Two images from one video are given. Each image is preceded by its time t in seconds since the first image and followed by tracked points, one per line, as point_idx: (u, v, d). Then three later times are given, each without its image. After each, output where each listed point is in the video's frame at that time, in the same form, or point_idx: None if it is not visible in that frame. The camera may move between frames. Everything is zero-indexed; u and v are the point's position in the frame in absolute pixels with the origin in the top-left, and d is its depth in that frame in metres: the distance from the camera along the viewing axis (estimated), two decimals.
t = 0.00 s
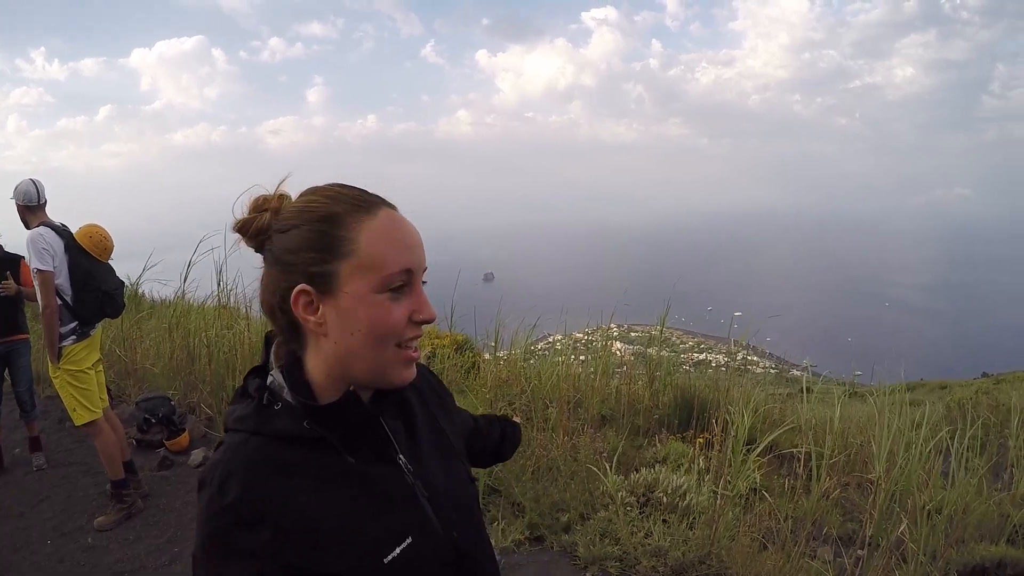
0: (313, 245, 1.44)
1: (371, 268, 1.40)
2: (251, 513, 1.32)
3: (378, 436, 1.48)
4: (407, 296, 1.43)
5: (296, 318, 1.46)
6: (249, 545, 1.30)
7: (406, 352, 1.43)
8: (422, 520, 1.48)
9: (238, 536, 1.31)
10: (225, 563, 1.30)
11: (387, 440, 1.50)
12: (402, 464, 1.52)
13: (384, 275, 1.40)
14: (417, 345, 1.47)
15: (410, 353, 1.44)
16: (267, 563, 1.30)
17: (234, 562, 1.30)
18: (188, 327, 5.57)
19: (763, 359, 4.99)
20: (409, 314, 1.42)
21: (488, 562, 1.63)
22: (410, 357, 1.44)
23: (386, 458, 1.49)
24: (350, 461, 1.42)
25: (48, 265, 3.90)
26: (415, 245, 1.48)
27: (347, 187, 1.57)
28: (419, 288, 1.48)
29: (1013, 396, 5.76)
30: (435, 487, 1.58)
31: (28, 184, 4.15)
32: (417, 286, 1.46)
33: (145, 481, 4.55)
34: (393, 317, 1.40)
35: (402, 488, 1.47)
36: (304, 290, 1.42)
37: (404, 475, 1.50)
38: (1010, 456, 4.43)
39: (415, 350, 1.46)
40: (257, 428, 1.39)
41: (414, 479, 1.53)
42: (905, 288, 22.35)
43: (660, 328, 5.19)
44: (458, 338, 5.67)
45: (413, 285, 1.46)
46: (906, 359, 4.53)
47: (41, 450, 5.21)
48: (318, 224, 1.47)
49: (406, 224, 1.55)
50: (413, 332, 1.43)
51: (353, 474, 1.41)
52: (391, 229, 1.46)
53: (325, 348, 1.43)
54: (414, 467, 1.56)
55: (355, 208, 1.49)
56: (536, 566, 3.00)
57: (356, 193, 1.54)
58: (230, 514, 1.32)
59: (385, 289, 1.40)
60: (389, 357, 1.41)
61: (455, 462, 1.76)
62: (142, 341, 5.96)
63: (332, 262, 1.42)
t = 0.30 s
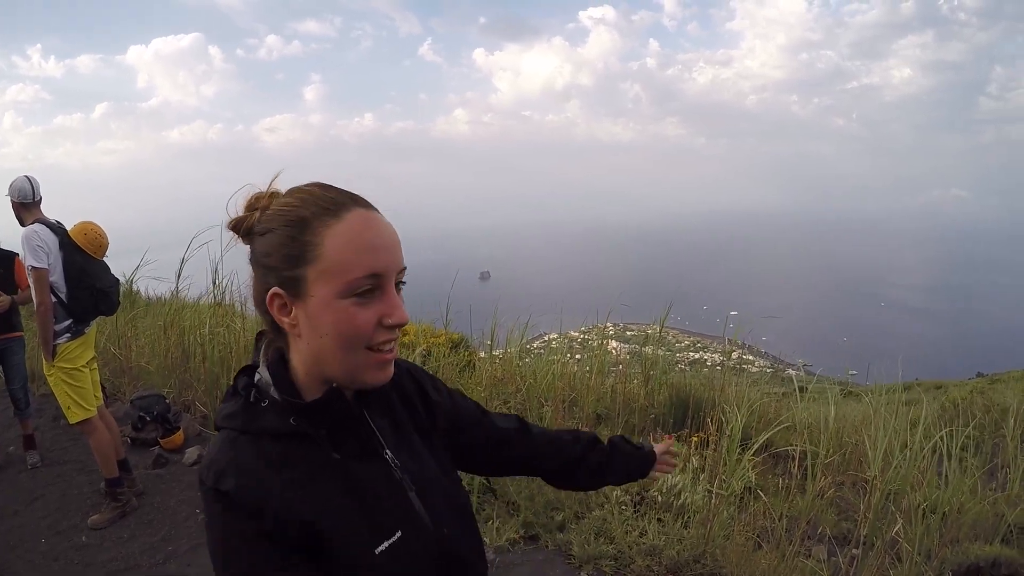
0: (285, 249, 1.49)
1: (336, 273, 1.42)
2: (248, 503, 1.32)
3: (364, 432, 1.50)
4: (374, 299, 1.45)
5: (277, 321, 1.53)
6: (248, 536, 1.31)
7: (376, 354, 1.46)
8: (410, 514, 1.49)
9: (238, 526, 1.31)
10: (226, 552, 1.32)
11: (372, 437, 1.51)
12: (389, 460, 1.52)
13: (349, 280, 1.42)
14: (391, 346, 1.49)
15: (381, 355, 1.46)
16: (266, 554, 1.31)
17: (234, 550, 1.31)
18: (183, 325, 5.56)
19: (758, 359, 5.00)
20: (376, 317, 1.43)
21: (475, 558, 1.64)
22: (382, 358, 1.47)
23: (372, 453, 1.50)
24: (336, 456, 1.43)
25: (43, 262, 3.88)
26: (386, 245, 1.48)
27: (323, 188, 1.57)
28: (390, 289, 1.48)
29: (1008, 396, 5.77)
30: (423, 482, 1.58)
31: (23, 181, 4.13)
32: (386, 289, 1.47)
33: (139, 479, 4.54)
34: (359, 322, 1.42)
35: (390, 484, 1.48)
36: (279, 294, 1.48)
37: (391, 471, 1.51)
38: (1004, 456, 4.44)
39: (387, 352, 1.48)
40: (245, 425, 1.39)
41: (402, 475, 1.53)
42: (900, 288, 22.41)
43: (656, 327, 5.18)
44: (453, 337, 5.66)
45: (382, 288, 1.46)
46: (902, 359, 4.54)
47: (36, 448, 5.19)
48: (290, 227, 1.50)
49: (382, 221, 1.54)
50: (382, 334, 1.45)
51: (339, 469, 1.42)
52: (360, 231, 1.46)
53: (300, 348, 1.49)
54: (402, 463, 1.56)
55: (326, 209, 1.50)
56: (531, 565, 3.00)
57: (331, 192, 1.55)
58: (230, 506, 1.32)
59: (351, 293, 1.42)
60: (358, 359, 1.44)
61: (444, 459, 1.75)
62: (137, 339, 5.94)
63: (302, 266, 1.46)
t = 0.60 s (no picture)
0: (245, 250, 1.58)
1: (289, 272, 1.49)
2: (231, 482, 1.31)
3: (335, 426, 1.53)
4: (329, 295, 1.51)
5: (242, 321, 1.62)
6: (236, 525, 1.28)
7: (336, 347, 1.53)
8: (384, 506, 1.50)
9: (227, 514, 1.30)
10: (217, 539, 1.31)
11: (344, 430, 1.54)
12: (361, 453, 1.55)
13: (303, 278, 1.49)
14: (351, 339, 1.55)
15: (341, 348, 1.53)
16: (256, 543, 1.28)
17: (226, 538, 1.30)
18: (163, 326, 5.49)
19: (739, 357, 5.04)
20: (331, 312, 1.50)
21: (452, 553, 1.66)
22: (342, 351, 1.53)
23: (345, 445, 1.53)
24: (309, 448, 1.47)
25: (18, 263, 3.81)
26: (339, 241, 1.54)
27: (281, 188, 1.65)
28: (346, 283, 1.54)
29: (986, 393, 5.85)
30: (396, 475, 1.61)
31: None
32: (341, 283, 1.53)
33: (118, 482, 4.47)
34: (315, 317, 1.49)
35: (364, 475, 1.51)
36: (241, 294, 1.58)
37: (364, 462, 1.54)
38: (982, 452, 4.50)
39: (347, 345, 1.54)
40: (219, 418, 1.41)
41: (374, 468, 1.55)
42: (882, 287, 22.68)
43: (638, 326, 5.17)
44: (435, 336, 5.63)
45: (337, 283, 1.53)
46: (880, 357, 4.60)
47: (13, 452, 5.09)
48: (248, 230, 1.59)
49: (338, 217, 1.60)
50: (340, 328, 1.52)
51: (313, 460, 1.45)
52: (311, 228, 1.52)
53: (265, 345, 1.58)
54: (374, 458, 1.59)
55: (281, 209, 1.57)
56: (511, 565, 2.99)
57: (287, 192, 1.62)
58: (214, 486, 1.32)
59: (305, 291, 1.49)
60: (318, 354, 1.52)
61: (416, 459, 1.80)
62: (116, 340, 5.85)
63: (260, 266, 1.54)
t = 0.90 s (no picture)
0: (199, 246, 1.60)
1: (259, 272, 1.61)
2: (142, 513, 1.45)
3: (258, 444, 1.67)
4: (291, 297, 1.67)
5: (183, 320, 1.62)
6: (144, 545, 1.44)
7: (292, 346, 1.69)
8: (304, 522, 1.67)
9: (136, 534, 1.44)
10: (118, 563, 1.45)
11: (267, 448, 1.69)
12: (284, 469, 1.71)
13: (271, 278, 1.62)
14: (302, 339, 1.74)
15: (296, 347, 1.71)
16: (164, 564, 1.45)
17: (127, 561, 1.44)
18: (121, 331, 5.34)
19: (703, 355, 5.06)
20: (293, 313, 1.66)
21: (374, 561, 1.84)
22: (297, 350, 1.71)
23: (268, 465, 1.68)
24: (229, 468, 1.60)
25: None
26: (296, 247, 1.71)
27: (229, 190, 1.71)
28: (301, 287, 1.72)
29: (942, 387, 6.03)
30: (320, 490, 1.77)
31: None
32: (299, 289, 1.70)
33: (75, 493, 4.34)
34: (280, 318, 1.63)
35: (284, 489, 1.67)
36: (195, 289, 1.59)
37: (287, 480, 1.70)
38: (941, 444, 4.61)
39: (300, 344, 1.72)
40: (138, 439, 1.55)
41: (296, 483, 1.71)
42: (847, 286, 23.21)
43: (600, 326, 5.24)
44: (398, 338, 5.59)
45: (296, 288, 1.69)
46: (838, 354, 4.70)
47: None
48: (207, 225, 1.61)
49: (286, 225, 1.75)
50: (299, 328, 1.68)
51: (234, 479, 1.59)
52: (275, 235, 1.66)
53: (215, 343, 1.63)
54: (297, 473, 1.74)
55: (243, 212, 1.66)
56: (472, 568, 3.00)
57: (241, 195, 1.70)
58: (125, 517, 1.45)
59: (273, 291, 1.63)
60: (278, 351, 1.66)
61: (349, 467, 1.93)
62: (72, 345, 5.67)
63: (219, 265, 1.59)
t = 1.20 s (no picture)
0: (161, 249, 1.56)
1: (223, 275, 1.61)
2: (83, 542, 1.45)
3: (206, 461, 1.63)
4: (250, 302, 1.68)
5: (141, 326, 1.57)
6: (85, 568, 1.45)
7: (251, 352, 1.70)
8: (255, 537, 1.67)
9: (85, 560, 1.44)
10: None
11: (217, 464, 1.66)
12: (235, 483, 1.70)
13: (235, 282, 1.63)
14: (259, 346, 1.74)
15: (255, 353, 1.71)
16: None
17: None
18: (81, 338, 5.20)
19: (669, 353, 5.15)
20: (253, 318, 1.67)
21: (334, 567, 1.87)
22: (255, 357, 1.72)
23: (218, 481, 1.65)
24: (175, 486, 1.58)
25: None
26: (253, 252, 1.73)
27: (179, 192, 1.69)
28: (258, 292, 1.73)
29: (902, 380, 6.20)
30: (273, 503, 1.77)
31: None
32: (257, 293, 1.72)
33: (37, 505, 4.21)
34: (242, 322, 1.64)
35: (234, 505, 1.66)
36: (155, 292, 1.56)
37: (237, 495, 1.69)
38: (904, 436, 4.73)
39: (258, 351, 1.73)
40: (79, 458, 1.52)
41: (247, 497, 1.71)
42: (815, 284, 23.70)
43: (565, 326, 5.32)
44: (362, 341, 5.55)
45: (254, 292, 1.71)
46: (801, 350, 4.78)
47: None
48: (165, 225, 1.58)
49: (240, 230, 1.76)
50: (258, 333, 1.69)
51: (181, 498, 1.57)
52: (234, 237, 1.67)
53: (173, 348, 1.60)
54: (249, 486, 1.74)
55: (200, 214, 1.65)
56: (437, 571, 3.00)
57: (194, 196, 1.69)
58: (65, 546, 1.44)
59: (235, 295, 1.63)
60: (238, 357, 1.66)
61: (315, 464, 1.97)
62: (30, 354, 5.50)
63: (182, 268, 1.57)
